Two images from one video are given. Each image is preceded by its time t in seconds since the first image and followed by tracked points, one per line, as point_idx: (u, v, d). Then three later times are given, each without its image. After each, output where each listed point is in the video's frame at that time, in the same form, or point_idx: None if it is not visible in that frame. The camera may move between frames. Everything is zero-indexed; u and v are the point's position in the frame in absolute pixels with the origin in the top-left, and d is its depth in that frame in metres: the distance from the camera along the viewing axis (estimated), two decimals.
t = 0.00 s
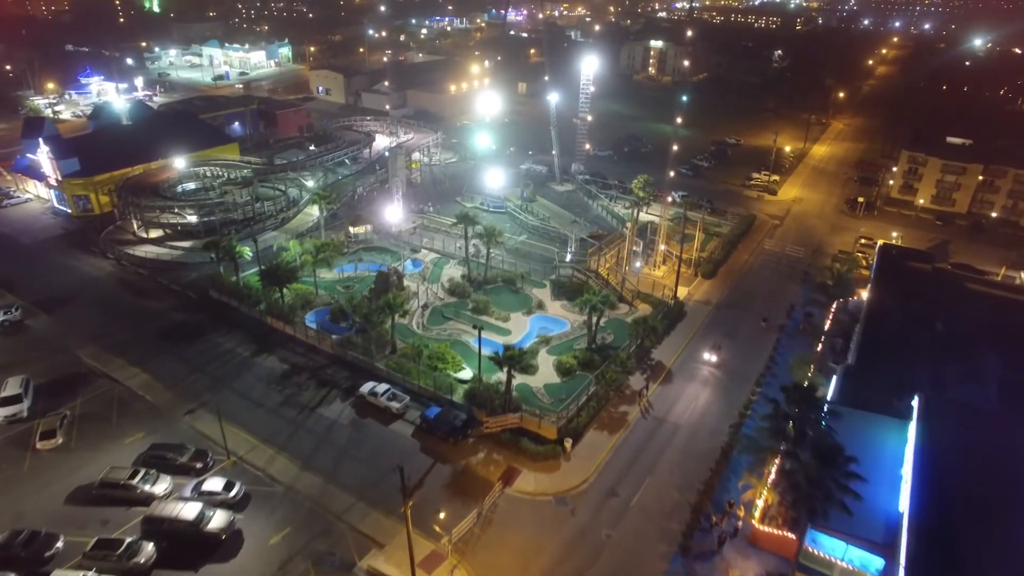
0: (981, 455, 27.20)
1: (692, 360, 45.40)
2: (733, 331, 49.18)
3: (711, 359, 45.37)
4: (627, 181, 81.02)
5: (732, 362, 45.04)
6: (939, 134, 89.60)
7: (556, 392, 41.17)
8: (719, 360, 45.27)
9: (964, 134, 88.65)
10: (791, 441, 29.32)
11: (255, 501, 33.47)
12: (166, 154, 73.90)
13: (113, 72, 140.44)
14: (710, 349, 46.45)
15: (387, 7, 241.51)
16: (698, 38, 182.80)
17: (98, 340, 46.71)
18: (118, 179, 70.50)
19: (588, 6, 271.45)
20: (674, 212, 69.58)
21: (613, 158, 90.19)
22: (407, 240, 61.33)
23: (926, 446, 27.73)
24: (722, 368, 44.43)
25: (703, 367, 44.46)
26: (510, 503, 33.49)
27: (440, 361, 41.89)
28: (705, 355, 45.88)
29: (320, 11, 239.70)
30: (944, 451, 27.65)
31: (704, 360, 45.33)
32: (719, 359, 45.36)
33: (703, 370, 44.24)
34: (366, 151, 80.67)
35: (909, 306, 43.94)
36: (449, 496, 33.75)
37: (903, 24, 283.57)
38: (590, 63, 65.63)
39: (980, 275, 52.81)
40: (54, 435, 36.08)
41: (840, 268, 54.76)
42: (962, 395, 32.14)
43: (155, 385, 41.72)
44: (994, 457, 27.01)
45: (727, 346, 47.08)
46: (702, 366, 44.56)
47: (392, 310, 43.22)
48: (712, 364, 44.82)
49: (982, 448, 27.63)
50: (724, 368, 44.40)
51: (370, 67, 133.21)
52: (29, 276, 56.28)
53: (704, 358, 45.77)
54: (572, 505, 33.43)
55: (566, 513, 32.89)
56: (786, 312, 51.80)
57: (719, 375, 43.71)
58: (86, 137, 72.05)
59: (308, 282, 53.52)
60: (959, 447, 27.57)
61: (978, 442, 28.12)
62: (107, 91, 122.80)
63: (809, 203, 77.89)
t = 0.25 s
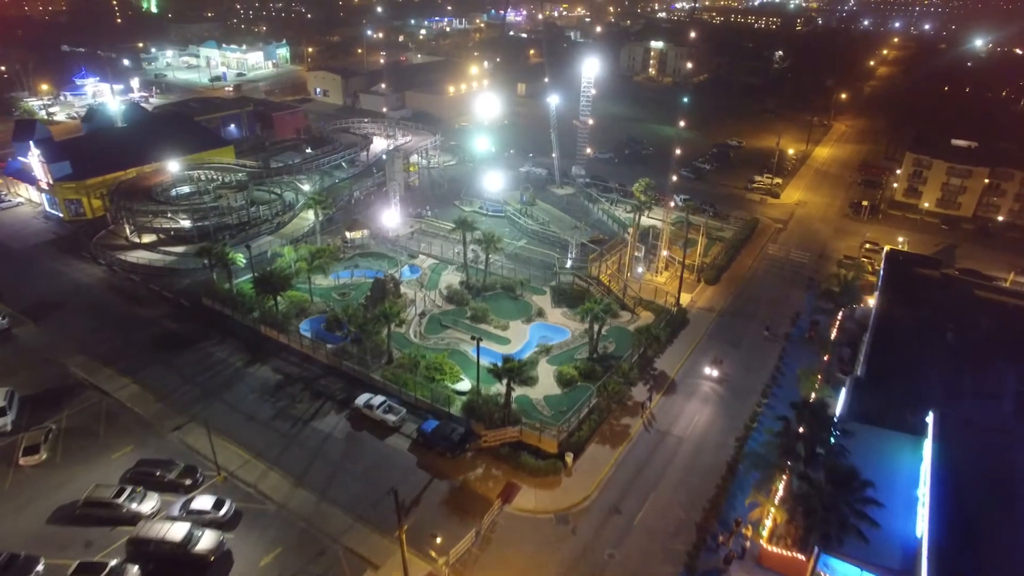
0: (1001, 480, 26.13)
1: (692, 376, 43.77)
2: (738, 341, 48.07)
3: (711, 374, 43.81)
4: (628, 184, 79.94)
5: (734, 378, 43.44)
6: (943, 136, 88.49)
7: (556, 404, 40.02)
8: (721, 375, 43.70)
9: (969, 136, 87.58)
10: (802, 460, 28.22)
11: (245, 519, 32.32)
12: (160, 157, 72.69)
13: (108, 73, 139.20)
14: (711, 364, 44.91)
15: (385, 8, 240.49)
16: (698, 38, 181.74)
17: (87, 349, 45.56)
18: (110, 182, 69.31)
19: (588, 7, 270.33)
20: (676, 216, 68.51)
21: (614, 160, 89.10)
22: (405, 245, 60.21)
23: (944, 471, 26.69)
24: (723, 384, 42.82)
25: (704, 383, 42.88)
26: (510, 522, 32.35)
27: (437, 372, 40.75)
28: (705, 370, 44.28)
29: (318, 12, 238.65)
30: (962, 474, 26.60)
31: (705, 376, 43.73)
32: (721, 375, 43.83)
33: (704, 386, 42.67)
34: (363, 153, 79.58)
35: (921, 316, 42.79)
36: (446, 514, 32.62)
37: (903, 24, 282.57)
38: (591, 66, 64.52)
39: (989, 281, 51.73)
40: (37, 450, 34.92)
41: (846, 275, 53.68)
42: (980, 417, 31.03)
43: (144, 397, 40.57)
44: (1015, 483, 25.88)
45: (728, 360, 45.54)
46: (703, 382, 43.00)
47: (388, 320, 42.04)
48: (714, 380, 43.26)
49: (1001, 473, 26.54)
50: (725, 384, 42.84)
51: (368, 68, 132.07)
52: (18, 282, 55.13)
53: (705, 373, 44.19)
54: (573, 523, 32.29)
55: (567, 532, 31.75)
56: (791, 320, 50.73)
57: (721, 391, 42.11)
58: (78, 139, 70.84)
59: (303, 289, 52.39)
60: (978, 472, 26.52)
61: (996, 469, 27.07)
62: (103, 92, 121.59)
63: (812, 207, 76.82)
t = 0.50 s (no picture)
0: None
1: (693, 391, 42.14)
2: (742, 350, 46.93)
3: (713, 391, 42.05)
4: (629, 187, 78.86)
5: (736, 395, 41.73)
6: (947, 138, 87.44)
7: (558, 417, 38.91)
8: (722, 392, 41.90)
9: (973, 139, 86.58)
10: (813, 482, 27.04)
11: (234, 539, 31.15)
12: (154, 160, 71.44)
13: (104, 74, 137.95)
14: (712, 379, 43.18)
15: (384, 9, 239.41)
16: (699, 39, 180.79)
17: (75, 360, 44.37)
18: (103, 186, 68.14)
19: (587, 7, 268.91)
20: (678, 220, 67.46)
21: (615, 163, 88.04)
22: (402, 250, 59.09)
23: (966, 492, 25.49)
24: (724, 401, 41.12)
25: (705, 400, 41.16)
26: (509, 542, 31.20)
27: (435, 384, 39.48)
28: (706, 386, 42.53)
29: (317, 12, 237.61)
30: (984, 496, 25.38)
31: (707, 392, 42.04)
32: (722, 391, 42.06)
33: (706, 403, 40.98)
34: (360, 156, 78.43)
35: (930, 325, 41.61)
36: (444, 533, 31.47)
37: (903, 25, 281.83)
38: (593, 68, 63.42)
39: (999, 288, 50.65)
40: (20, 467, 33.75)
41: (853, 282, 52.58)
42: (998, 431, 29.79)
43: (133, 410, 39.40)
44: None
45: (730, 376, 43.78)
46: (704, 399, 41.31)
47: (384, 330, 40.86)
48: (715, 397, 41.53)
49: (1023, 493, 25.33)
50: (727, 401, 41.15)
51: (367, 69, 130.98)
52: (7, 289, 53.93)
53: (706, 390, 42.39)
54: (574, 543, 31.13)
55: (568, 552, 30.59)
56: (797, 328, 49.61)
57: (722, 409, 40.42)
58: (70, 142, 69.60)
59: (297, 297, 51.24)
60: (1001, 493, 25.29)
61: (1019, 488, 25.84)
62: (98, 93, 120.34)
63: (816, 210, 75.73)
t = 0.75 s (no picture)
0: None
1: (694, 409, 40.52)
2: (748, 359, 45.77)
3: (715, 409, 40.33)
4: (631, 190, 77.76)
5: (740, 414, 39.96)
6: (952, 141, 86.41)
7: (559, 430, 37.78)
8: (725, 411, 40.12)
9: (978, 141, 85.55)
10: (827, 506, 25.83)
11: (223, 561, 29.95)
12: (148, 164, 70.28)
13: (101, 75, 136.78)
14: (714, 396, 41.50)
15: (383, 9, 238.29)
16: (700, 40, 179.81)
17: (63, 370, 43.17)
18: (96, 190, 66.82)
19: (588, 8, 267.95)
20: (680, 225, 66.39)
21: (617, 166, 86.98)
22: (400, 255, 57.96)
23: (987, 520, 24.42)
24: (727, 421, 39.34)
25: (707, 419, 39.42)
26: (509, 563, 30.05)
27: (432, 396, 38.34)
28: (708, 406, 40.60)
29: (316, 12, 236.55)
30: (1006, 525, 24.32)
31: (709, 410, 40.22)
32: (725, 409, 40.32)
33: (707, 422, 39.30)
34: (358, 159, 77.37)
35: (941, 335, 40.62)
36: (441, 554, 30.36)
37: (904, 25, 281.16)
38: (595, 71, 62.34)
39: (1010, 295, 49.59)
40: (2, 485, 32.55)
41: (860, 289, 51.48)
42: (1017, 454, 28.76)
43: (121, 422, 38.22)
44: None
45: (733, 393, 42.02)
46: (705, 418, 39.63)
47: (381, 341, 39.70)
48: (717, 415, 39.84)
49: None
50: (730, 419, 39.48)
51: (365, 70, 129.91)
52: None
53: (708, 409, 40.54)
54: (576, 565, 29.99)
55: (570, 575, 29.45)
56: (804, 337, 48.45)
57: (725, 429, 38.66)
58: (63, 146, 68.47)
59: (292, 305, 50.09)
60: None
61: None
62: (94, 95, 119.20)
63: (821, 214, 74.63)
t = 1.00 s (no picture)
0: None
1: (696, 428, 38.82)
2: (754, 369, 44.62)
3: (717, 428, 38.62)
4: (632, 193, 76.70)
5: (743, 434, 38.29)
6: (958, 143, 85.26)
7: (561, 445, 36.66)
8: (727, 431, 38.43)
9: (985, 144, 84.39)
10: (843, 533, 24.69)
11: None
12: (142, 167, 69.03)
13: (98, 77, 135.78)
14: (716, 415, 39.77)
15: (382, 10, 237.30)
16: (701, 40, 178.79)
17: (51, 382, 41.99)
18: (88, 194, 65.67)
19: (588, 8, 267.34)
20: (683, 229, 65.29)
21: (618, 169, 85.93)
22: (397, 261, 56.86)
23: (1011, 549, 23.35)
24: (729, 442, 37.65)
25: (709, 440, 37.72)
26: None
27: (431, 410, 37.13)
28: (709, 426, 38.89)
29: (314, 13, 235.61)
30: None
31: (711, 431, 38.50)
32: (727, 429, 38.60)
33: (708, 443, 37.60)
34: (355, 163, 76.27)
35: (953, 345, 39.55)
36: None
37: (904, 26, 280.39)
38: (597, 74, 61.26)
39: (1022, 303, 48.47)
40: None
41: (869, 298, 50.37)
42: None
43: (109, 437, 37.07)
44: None
45: (735, 411, 40.29)
46: (707, 438, 37.93)
47: (376, 353, 38.57)
48: (719, 435, 38.15)
49: None
50: (733, 440, 37.77)
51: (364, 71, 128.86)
52: None
53: (709, 429, 38.85)
54: None
55: None
56: (811, 346, 47.34)
57: (728, 451, 36.98)
58: (55, 149, 67.25)
59: (287, 313, 48.94)
60: None
61: None
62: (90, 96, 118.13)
63: (825, 218, 73.52)
